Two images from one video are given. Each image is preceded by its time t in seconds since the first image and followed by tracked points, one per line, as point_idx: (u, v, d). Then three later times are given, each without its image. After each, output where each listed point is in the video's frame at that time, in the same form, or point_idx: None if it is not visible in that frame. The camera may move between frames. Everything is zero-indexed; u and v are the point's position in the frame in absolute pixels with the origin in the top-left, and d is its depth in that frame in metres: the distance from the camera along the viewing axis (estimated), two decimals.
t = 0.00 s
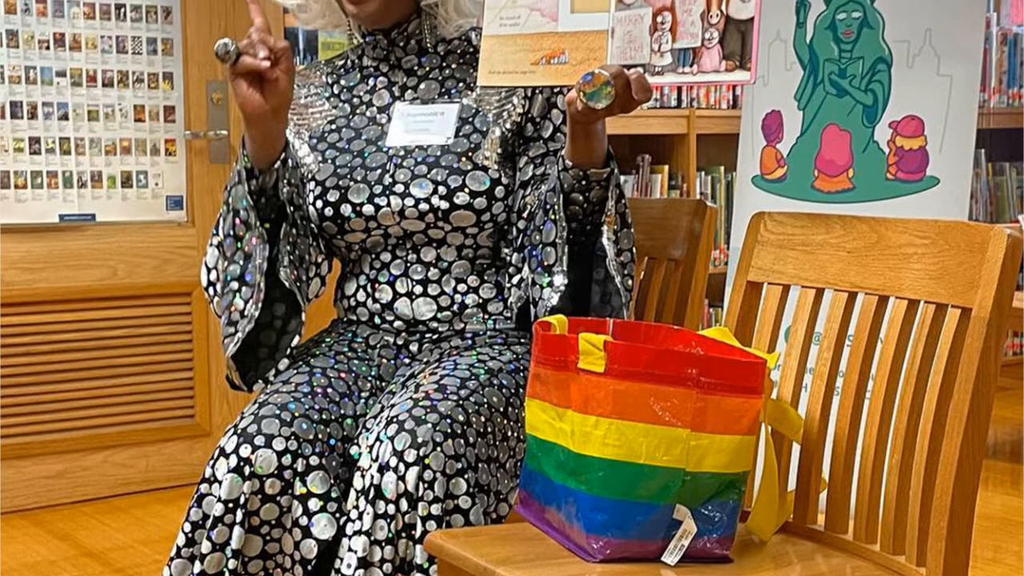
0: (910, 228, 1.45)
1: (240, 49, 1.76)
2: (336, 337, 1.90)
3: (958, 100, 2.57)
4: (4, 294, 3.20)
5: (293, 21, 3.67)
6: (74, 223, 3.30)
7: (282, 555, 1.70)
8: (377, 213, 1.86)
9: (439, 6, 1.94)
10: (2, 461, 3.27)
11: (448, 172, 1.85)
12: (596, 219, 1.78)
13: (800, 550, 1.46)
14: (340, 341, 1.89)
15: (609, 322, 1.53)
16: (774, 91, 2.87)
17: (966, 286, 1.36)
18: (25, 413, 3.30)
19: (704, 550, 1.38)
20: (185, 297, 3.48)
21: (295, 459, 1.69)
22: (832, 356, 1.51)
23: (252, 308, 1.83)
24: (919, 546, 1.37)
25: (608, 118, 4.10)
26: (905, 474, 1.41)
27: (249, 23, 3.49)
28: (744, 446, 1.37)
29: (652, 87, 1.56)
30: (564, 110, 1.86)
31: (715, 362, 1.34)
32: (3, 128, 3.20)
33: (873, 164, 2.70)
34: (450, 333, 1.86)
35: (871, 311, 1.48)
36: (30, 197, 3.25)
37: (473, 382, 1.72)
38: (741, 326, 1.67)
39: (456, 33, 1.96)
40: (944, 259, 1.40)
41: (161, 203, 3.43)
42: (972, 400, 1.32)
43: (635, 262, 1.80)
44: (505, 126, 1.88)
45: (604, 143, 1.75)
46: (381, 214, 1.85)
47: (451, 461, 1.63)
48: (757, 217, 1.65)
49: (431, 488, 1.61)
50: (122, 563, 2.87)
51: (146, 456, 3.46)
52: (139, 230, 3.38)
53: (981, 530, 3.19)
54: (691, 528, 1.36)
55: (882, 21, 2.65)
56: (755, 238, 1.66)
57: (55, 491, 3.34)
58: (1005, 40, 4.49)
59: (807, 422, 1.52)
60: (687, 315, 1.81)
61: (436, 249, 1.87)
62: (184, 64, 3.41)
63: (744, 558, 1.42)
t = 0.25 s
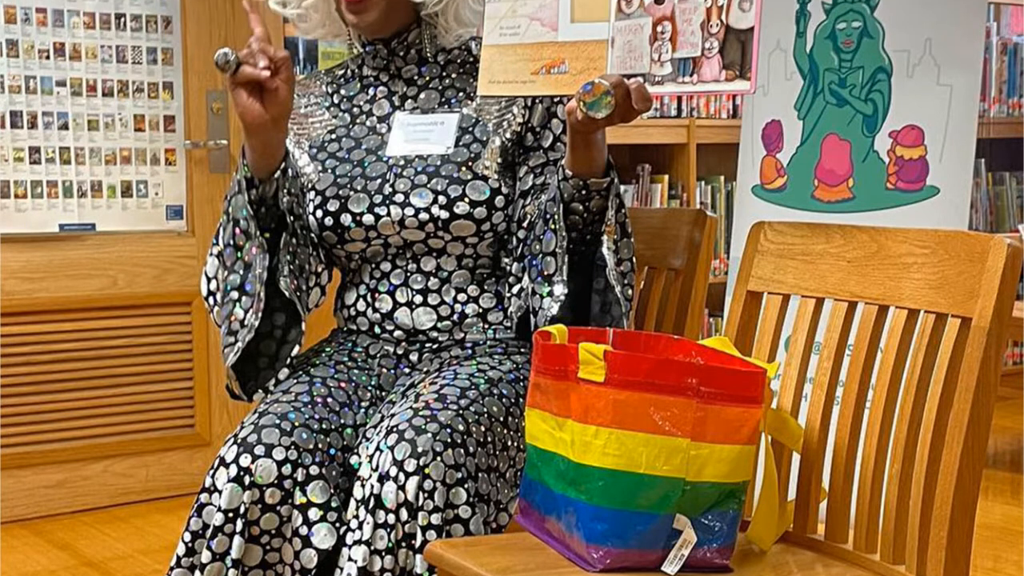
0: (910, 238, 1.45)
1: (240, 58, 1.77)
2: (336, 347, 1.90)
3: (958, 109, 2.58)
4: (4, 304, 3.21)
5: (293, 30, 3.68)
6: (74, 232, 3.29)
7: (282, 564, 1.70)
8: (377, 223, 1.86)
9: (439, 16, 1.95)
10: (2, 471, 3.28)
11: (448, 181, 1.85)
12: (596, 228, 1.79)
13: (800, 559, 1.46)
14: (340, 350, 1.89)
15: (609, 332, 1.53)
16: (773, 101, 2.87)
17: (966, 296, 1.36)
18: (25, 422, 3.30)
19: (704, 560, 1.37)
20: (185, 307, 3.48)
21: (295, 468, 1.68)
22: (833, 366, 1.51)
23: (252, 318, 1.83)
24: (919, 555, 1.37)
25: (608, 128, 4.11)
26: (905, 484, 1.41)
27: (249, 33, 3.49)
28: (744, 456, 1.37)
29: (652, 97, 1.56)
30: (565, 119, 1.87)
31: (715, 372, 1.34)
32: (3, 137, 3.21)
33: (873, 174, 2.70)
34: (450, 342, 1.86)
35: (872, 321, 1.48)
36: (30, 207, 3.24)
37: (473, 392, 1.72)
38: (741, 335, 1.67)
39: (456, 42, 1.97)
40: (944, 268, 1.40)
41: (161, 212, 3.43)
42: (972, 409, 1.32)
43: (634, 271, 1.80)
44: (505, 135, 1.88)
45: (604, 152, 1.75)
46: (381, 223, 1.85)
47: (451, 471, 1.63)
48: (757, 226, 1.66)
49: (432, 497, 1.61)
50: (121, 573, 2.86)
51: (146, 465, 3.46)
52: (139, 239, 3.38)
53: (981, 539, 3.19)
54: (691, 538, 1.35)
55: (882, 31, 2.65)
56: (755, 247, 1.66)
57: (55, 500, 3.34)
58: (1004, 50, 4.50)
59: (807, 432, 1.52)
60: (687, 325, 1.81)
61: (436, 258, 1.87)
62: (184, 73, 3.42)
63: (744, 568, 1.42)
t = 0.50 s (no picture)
0: (910, 249, 1.45)
1: (240, 69, 1.77)
2: (336, 358, 1.90)
3: (958, 120, 2.58)
4: (4, 315, 3.21)
5: (293, 42, 3.69)
6: (73, 243, 3.31)
7: None
8: (377, 234, 1.86)
9: (439, 27, 1.95)
10: (2, 482, 3.28)
11: (448, 193, 1.85)
12: (596, 239, 1.79)
13: (800, 570, 1.45)
14: (340, 361, 1.89)
15: (609, 342, 1.53)
16: (773, 112, 2.87)
17: (965, 307, 1.36)
18: (25, 434, 3.30)
19: (704, 571, 1.37)
20: (185, 318, 3.48)
21: (295, 479, 1.68)
22: (832, 377, 1.51)
23: (252, 329, 1.83)
24: (919, 567, 1.37)
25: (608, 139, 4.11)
26: (904, 495, 1.40)
27: (249, 44, 3.48)
28: (744, 467, 1.37)
29: (652, 108, 1.56)
30: (564, 130, 1.87)
31: (716, 383, 1.34)
32: (3, 149, 3.22)
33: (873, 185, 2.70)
34: (450, 353, 1.86)
35: (871, 332, 1.48)
36: (30, 218, 3.25)
37: (473, 403, 1.72)
38: (741, 346, 1.67)
39: (456, 54, 1.97)
40: (944, 279, 1.40)
41: (161, 224, 3.44)
42: (972, 420, 1.32)
43: (634, 282, 1.80)
44: (505, 147, 1.88)
45: (604, 163, 1.75)
46: (381, 235, 1.86)
47: (451, 482, 1.63)
48: (757, 237, 1.66)
49: (431, 508, 1.61)
50: None
51: (146, 477, 3.46)
52: (139, 250, 3.38)
53: (981, 551, 3.18)
54: (691, 549, 1.35)
55: (882, 42, 2.66)
56: (755, 258, 1.66)
57: (55, 511, 3.34)
58: (1005, 61, 4.51)
59: (807, 443, 1.52)
60: (687, 336, 1.81)
61: (436, 269, 1.87)
62: (184, 85, 3.42)
63: None
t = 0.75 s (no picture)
0: (910, 258, 1.45)
1: (240, 79, 1.77)
2: (336, 367, 1.90)
3: (958, 129, 2.59)
4: (4, 324, 3.21)
5: (293, 51, 3.70)
6: (73, 252, 3.30)
7: None
8: (377, 244, 1.86)
9: (439, 37, 1.96)
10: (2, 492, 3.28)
11: (448, 203, 1.85)
12: (596, 249, 1.79)
13: None
14: (340, 371, 1.89)
15: (609, 352, 1.53)
16: (773, 122, 2.87)
17: (966, 316, 1.36)
18: (25, 443, 3.30)
19: None
20: (185, 327, 3.48)
21: (295, 489, 1.68)
22: (832, 387, 1.51)
23: (252, 338, 1.83)
24: None
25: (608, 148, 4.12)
26: (904, 505, 1.40)
27: (249, 54, 3.49)
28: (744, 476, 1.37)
29: (652, 118, 1.55)
30: (564, 140, 1.87)
31: (715, 393, 1.34)
32: (3, 158, 3.22)
33: (873, 195, 2.70)
34: (450, 363, 1.86)
35: (871, 341, 1.48)
36: (30, 227, 3.26)
37: (473, 413, 1.72)
38: (741, 356, 1.67)
39: (456, 63, 1.98)
40: (944, 289, 1.40)
41: (161, 233, 3.44)
42: (972, 430, 1.32)
43: (635, 292, 1.80)
44: (505, 156, 1.88)
45: (604, 173, 1.75)
46: (381, 244, 1.86)
47: (451, 491, 1.62)
48: (757, 247, 1.66)
49: (432, 518, 1.60)
50: None
51: (146, 486, 3.46)
52: (139, 260, 3.39)
53: (981, 560, 3.18)
54: (691, 559, 1.35)
55: (882, 51, 2.67)
56: (755, 268, 1.66)
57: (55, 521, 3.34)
58: (1005, 70, 4.51)
59: (807, 452, 1.52)
60: (687, 345, 1.81)
61: (436, 279, 1.87)
62: (184, 94, 3.43)
63: None
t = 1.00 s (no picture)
0: (910, 268, 1.45)
1: (240, 89, 1.78)
2: (336, 377, 1.90)
3: (958, 139, 2.59)
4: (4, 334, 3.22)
5: (293, 61, 3.70)
6: (74, 262, 3.31)
7: None
8: (377, 253, 1.86)
9: (439, 47, 1.96)
10: (2, 501, 3.28)
11: (448, 212, 1.85)
12: (596, 258, 1.79)
13: None
14: (340, 381, 1.89)
15: (609, 362, 1.53)
16: (773, 132, 2.87)
17: (966, 326, 1.36)
18: (25, 453, 3.31)
19: None
20: (185, 337, 3.48)
21: (295, 498, 1.68)
22: (833, 397, 1.52)
23: (252, 348, 1.83)
24: None
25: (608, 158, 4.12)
26: (904, 514, 1.40)
27: (249, 63, 3.48)
28: (744, 486, 1.37)
29: (653, 127, 1.55)
30: (564, 149, 1.87)
31: (715, 402, 1.33)
32: (3, 168, 3.23)
33: (873, 205, 2.70)
34: (450, 372, 1.86)
35: (872, 351, 1.48)
36: (30, 236, 3.27)
37: (473, 423, 1.72)
38: (741, 365, 1.67)
39: (456, 73, 1.98)
40: (944, 298, 1.40)
41: (161, 242, 3.44)
42: (972, 440, 1.32)
43: (634, 301, 1.81)
44: (505, 166, 1.88)
45: (604, 183, 1.75)
46: (381, 254, 1.86)
47: (451, 501, 1.62)
48: (757, 256, 1.66)
49: (432, 528, 1.60)
50: None
51: (146, 496, 3.46)
52: (139, 269, 3.39)
53: (981, 570, 3.17)
54: (691, 568, 1.36)
55: (882, 61, 2.67)
56: (755, 277, 1.66)
57: (55, 530, 3.35)
58: (1005, 80, 4.51)
59: (807, 462, 1.52)
60: (687, 355, 1.82)
61: (437, 288, 1.88)
62: (184, 104, 3.42)
63: None
